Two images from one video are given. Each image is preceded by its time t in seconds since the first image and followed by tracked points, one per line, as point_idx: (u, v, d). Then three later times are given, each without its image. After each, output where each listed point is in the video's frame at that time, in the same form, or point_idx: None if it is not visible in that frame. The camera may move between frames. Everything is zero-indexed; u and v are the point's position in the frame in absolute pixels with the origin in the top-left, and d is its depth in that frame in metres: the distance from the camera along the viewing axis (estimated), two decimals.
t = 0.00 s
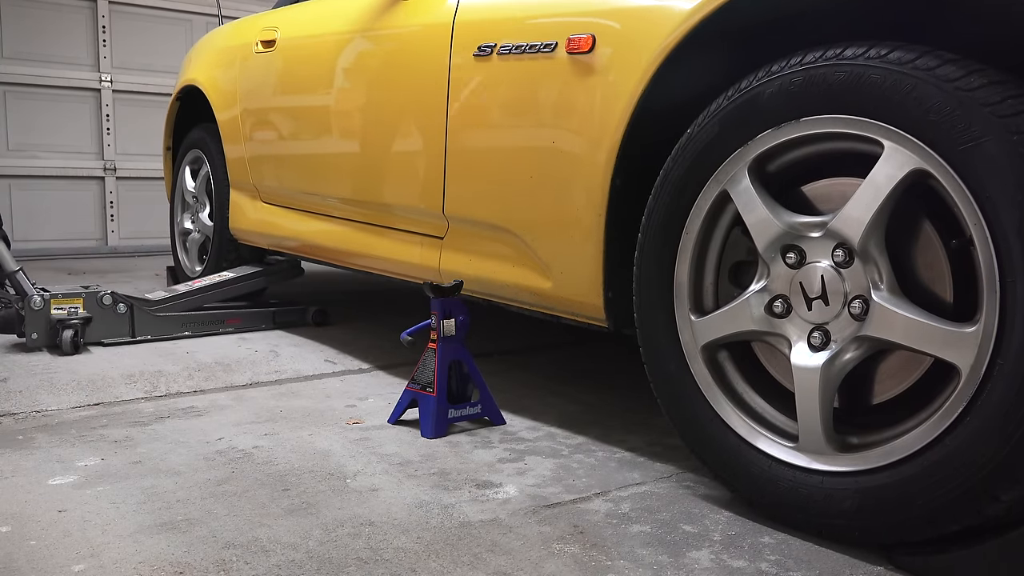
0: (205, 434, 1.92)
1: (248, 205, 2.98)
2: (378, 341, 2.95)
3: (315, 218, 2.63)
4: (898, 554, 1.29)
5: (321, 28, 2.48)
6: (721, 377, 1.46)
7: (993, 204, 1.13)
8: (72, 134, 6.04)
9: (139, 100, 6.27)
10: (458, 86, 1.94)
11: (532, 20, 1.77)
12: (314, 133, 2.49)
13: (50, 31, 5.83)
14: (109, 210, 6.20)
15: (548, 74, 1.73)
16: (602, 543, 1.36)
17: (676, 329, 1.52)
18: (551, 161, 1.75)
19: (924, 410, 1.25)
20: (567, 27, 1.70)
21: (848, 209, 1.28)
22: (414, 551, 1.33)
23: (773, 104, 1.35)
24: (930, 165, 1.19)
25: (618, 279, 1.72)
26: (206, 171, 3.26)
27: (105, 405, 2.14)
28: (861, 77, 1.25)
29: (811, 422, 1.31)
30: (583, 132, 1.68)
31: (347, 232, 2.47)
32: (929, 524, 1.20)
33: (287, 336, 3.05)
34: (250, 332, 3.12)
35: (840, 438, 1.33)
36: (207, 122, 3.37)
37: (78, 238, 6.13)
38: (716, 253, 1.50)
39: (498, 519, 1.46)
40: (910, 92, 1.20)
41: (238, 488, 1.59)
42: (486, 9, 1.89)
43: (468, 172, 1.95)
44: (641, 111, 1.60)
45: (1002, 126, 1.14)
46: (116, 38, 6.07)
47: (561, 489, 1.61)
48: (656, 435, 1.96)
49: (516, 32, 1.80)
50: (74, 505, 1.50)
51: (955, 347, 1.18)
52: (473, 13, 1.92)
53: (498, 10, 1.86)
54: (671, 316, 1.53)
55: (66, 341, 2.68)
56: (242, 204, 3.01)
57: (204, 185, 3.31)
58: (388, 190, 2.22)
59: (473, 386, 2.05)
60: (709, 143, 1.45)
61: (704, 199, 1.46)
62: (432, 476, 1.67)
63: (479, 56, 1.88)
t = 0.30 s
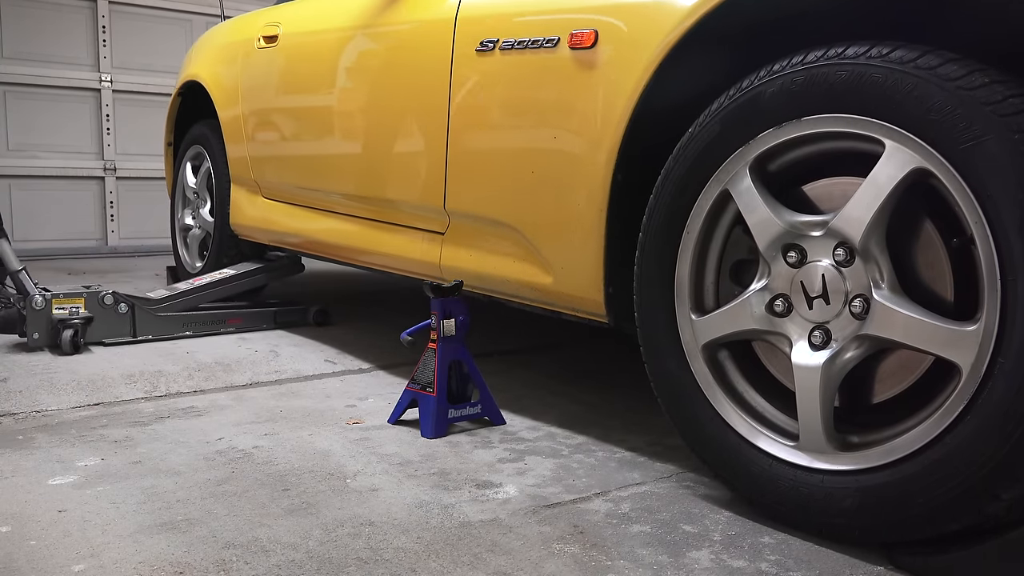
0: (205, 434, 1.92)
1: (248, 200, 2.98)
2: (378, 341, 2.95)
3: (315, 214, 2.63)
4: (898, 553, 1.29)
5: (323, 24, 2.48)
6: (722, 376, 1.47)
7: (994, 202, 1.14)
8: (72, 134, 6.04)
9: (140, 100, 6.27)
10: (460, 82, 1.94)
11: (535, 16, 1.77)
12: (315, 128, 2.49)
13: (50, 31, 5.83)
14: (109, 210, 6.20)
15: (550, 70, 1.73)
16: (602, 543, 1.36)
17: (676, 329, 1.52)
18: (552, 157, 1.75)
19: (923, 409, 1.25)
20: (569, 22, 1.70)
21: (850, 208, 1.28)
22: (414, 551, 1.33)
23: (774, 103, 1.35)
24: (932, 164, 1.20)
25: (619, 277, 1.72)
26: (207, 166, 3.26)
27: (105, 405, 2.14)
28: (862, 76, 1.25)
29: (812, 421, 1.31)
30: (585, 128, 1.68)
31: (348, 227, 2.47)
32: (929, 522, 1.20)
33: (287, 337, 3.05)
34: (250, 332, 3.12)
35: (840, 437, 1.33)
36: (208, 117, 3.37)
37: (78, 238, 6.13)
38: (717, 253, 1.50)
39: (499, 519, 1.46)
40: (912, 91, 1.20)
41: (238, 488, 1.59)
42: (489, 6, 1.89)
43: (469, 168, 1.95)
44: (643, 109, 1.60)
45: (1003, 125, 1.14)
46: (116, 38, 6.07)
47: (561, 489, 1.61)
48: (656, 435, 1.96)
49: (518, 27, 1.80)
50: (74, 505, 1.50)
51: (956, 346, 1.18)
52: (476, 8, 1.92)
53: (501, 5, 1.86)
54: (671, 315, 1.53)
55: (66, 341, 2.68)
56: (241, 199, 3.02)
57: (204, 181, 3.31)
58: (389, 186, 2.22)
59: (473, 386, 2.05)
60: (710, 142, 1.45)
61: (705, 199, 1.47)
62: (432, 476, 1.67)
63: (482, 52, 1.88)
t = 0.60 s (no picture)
0: (205, 434, 1.92)
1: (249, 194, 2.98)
2: (378, 341, 2.95)
3: (315, 209, 2.63)
4: (898, 553, 1.29)
5: (324, 21, 2.48)
6: (722, 375, 1.47)
7: (996, 200, 1.14)
8: (72, 134, 6.03)
9: (140, 100, 6.27)
10: (462, 78, 1.94)
11: (537, 11, 1.77)
12: (316, 124, 2.49)
13: (49, 31, 5.83)
14: (109, 210, 6.20)
15: (552, 66, 1.73)
16: (601, 543, 1.36)
17: (676, 328, 1.52)
18: (554, 153, 1.75)
19: (923, 408, 1.25)
20: (571, 18, 1.69)
21: (852, 206, 1.27)
22: (414, 551, 1.33)
23: (775, 102, 1.35)
24: (933, 163, 1.20)
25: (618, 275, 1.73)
26: (208, 163, 3.26)
27: (105, 405, 2.15)
28: (864, 75, 1.25)
29: (812, 419, 1.31)
30: (586, 125, 1.68)
31: (348, 223, 2.47)
32: (930, 520, 1.20)
33: (288, 337, 3.05)
34: (251, 332, 3.12)
35: (840, 435, 1.33)
36: (210, 114, 3.37)
37: (78, 238, 6.13)
38: (718, 251, 1.50)
39: (499, 519, 1.46)
40: (913, 90, 1.21)
41: (238, 488, 1.59)
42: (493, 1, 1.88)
43: (470, 165, 1.95)
44: (644, 106, 1.60)
45: (1004, 123, 1.14)
46: (116, 38, 6.07)
47: (561, 489, 1.61)
48: (655, 435, 1.96)
49: (520, 22, 1.80)
50: (74, 505, 1.50)
51: (957, 344, 1.18)
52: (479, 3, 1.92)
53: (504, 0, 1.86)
54: (672, 315, 1.53)
55: (66, 340, 2.67)
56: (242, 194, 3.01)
57: (205, 177, 3.31)
58: (389, 181, 2.22)
59: (473, 386, 2.05)
60: (711, 141, 1.45)
61: (707, 198, 1.46)
62: (432, 476, 1.67)
63: (484, 48, 1.88)
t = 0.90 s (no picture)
0: (205, 434, 1.92)
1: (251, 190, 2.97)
2: (378, 341, 2.95)
3: (316, 206, 2.63)
4: (898, 553, 1.29)
5: (326, 17, 2.48)
6: (723, 374, 1.47)
7: (996, 199, 1.14)
8: (72, 134, 6.03)
9: (140, 100, 6.27)
10: (463, 75, 1.94)
11: (540, 8, 1.76)
12: (318, 121, 2.49)
13: (49, 31, 5.83)
14: (109, 210, 6.20)
15: (554, 63, 1.73)
16: (601, 543, 1.36)
17: (677, 327, 1.52)
18: (555, 150, 1.75)
19: (923, 407, 1.25)
20: (573, 14, 1.69)
21: (852, 205, 1.27)
22: (414, 551, 1.33)
23: (776, 101, 1.35)
24: (934, 162, 1.20)
25: (619, 274, 1.73)
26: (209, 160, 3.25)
27: (105, 405, 2.15)
28: (865, 74, 1.25)
29: (813, 418, 1.31)
30: (587, 122, 1.67)
31: (348, 220, 2.47)
32: (930, 519, 1.20)
33: (288, 337, 3.05)
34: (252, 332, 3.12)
35: (841, 434, 1.33)
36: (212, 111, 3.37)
37: (78, 238, 6.14)
38: (718, 250, 1.50)
39: (499, 519, 1.46)
40: (914, 89, 1.21)
41: (239, 488, 1.59)
42: None
43: (471, 162, 1.95)
44: (646, 103, 1.59)
45: (1004, 122, 1.15)
46: (116, 38, 6.07)
47: (561, 489, 1.61)
48: (656, 435, 1.95)
49: (522, 19, 1.80)
50: (74, 505, 1.50)
51: (957, 342, 1.18)
52: None
53: None
54: (672, 314, 1.53)
55: (66, 341, 2.67)
56: (243, 189, 3.01)
57: (206, 174, 3.31)
58: (390, 178, 2.22)
59: (474, 386, 2.05)
60: (712, 141, 1.45)
61: (707, 197, 1.46)
62: (432, 476, 1.67)
63: (486, 44, 1.87)
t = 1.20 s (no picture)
0: (205, 434, 1.92)
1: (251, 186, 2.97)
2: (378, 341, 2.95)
3: (316, 203, 2.63)
4: (898, 553, 1.29)
5: (327, 15, 2.48)
6: (723, 374, 1.46)
7: (997, 198, 1.14)
8: (72, 134, 6.03)
9: (140, 100, 6.27)
10: (465, 72, 1.94)
11: (541, 5, 1.76)
12: (318, 118, 2.48)
13: (49, 31, 5.82)
14: (109, 209, 6.21)
15: (555, 60, 1.72)
16: (601, 543, 1.36)
17: (677, 326, 1.52)
18: (556, 147, 1.75)
19: (924, 406, 1.25)
20: (575, 12, 1.69)
21: (853, 205, 1.27)
22: (414, 551, 1.33)
23: (777, 100, 1.35)
24: (935, 161, 1.20)
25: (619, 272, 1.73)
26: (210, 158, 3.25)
27: (105, 405, 2.14)
28: (866, 74, 1.25)
29: (813, 416, 1.31)
30: (589, 119, 1.67)
31: (349, 217, 2.47)
32: (930, 519, 1.20)
33: (288, 337, 3.05)
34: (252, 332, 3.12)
35: (841, 433, 1.33)
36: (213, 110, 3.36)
37: (78, 238, 6.14)
38: (719, 249, 1.50)
39: (499, 519, 1.46)
40: (915, 88, 1.21)
41: (239, 488, 1.59)
42: None
43: (472, 159, 1.94)
44: (646, 101, 1.59)
45: (1005, 121, 1.14)
46: (116, 38, 6.06)
47: (561, 489, 1.61)
48: (656, 435, 1.95)
49: (524, 16, 1.79)
50: (73, 505, 1.50)
51: (957, 341, 1.18)
52: None
53: None
54: (673, 313, 1.53)
55: (65, 340, 2.67)
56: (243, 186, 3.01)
57: (207, 172, 3.31)
58: (390, 175, 2.22)
59: (473, 386, 2.05)
60: (713, 140, 1.45)
61: (708, 197, 1.46)
62: (432, 476, 1.67)
63: (488, 42, 1.87)
